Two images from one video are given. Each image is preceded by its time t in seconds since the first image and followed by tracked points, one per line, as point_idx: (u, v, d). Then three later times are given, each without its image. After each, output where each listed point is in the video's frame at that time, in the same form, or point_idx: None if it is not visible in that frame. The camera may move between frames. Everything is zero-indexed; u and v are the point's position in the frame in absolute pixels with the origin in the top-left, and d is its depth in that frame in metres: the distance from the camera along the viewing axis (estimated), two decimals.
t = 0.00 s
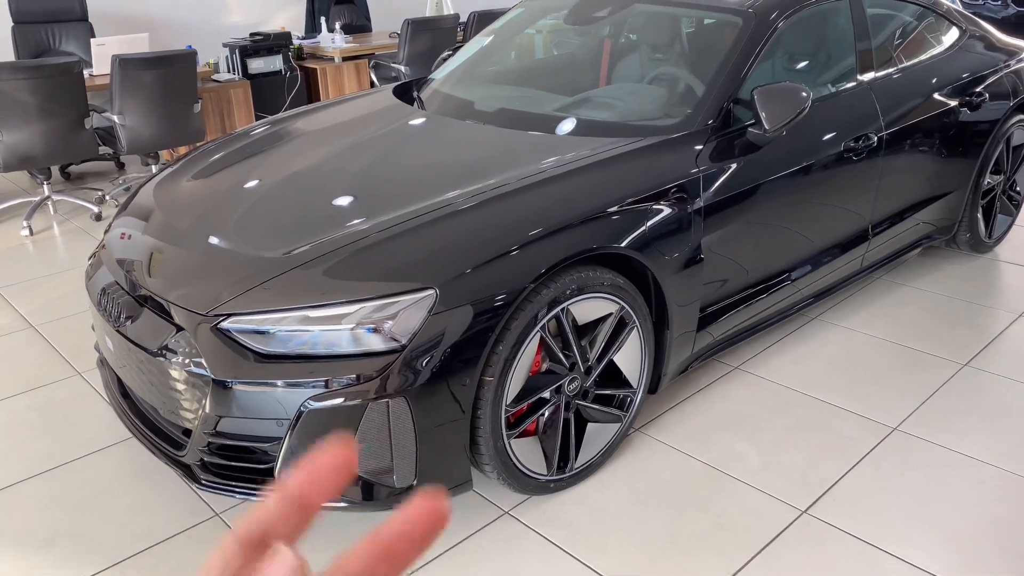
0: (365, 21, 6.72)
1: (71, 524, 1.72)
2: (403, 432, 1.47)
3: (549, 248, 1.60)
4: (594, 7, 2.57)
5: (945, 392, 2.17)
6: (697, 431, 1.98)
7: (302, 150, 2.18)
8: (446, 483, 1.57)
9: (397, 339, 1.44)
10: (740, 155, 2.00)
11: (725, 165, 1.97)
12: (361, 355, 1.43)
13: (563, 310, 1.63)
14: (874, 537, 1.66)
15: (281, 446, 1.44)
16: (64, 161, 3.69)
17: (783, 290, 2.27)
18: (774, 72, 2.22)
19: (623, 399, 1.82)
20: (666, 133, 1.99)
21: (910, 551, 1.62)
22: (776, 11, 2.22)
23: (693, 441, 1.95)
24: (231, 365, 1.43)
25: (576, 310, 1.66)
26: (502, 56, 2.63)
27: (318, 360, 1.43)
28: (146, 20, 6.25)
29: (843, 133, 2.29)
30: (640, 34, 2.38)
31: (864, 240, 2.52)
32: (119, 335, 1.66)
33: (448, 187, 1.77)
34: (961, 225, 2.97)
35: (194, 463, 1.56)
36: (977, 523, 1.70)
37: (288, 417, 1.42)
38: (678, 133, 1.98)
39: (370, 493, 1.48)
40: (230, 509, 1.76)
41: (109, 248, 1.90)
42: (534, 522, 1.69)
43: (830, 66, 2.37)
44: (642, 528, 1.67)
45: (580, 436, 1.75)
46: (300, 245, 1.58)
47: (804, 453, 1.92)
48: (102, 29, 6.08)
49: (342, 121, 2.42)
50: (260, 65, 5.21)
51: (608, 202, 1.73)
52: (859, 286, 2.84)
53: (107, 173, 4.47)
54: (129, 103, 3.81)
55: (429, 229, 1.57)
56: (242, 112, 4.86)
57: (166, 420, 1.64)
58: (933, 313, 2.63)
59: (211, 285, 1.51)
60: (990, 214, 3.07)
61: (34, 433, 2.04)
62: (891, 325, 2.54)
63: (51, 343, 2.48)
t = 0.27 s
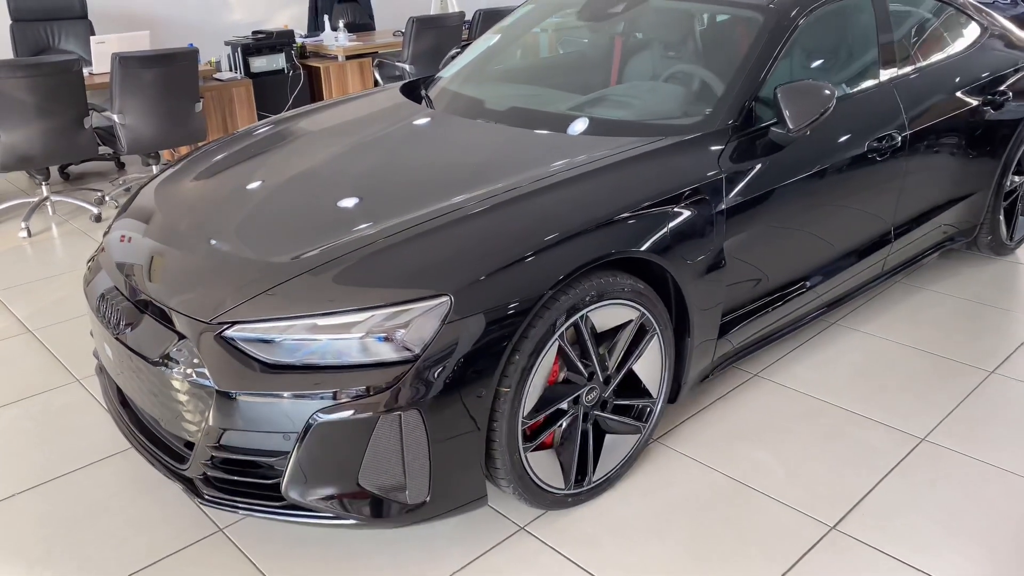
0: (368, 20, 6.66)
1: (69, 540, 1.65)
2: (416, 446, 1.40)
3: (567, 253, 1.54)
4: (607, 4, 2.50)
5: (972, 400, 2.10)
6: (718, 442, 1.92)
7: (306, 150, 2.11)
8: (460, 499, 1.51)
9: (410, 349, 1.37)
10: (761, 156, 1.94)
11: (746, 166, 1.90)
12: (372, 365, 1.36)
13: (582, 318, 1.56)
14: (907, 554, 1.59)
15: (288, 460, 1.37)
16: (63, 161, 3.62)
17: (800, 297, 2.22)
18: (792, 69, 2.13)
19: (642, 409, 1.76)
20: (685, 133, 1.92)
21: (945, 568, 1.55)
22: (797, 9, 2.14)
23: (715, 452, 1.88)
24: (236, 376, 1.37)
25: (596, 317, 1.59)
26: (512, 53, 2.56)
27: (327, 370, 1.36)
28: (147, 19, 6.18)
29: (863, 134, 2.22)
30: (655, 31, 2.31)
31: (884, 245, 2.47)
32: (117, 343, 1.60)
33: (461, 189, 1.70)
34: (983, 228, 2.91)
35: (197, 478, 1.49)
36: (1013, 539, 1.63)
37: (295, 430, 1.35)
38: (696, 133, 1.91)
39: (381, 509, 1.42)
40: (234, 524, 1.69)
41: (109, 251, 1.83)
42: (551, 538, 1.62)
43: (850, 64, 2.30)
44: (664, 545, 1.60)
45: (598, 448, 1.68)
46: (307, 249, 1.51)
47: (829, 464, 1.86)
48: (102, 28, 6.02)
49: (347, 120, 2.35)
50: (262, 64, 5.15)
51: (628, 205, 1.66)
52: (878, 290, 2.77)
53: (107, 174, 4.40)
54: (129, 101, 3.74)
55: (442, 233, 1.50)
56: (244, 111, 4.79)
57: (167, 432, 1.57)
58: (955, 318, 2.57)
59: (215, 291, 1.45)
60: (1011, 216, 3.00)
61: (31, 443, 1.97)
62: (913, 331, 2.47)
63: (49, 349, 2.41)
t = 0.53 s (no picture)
0: (371, 19, 6.61)
1: (69, 553, 1.61)
2: (429, 459, 1.35)
3: (584, 259, 1.49)
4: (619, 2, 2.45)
5: (995, 408, 2.06)
6: (736, 452, 1.86)
7: (311, 152, 2.06)
8: (474, 513, 1.46)
9: (422, 359, 1.32)
10: (780, 158, 1.89)
11: (764, 169, 1.85)
12: (384, 376, 1.31)
13: (599, 325, 1.51)
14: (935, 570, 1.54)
15: (296, 474, 1.32)
16: (64, 162, 3.58)
17: (815, 304, 2.18)
18: (809, 69, 2.07)
19: (659, 419, 1.71)
20: (702, 135, 1.87)
21: None
22: (814, 8, 2.08)
23: (733, 462, 1.84)
24: (243, 387, 1.32)
25: (613, 325, 1.54)
26: (522, 52, 2.51)
27: (336, 381, 1.31)
28: (148, 18, 6.13)
29: (881, 136, 2.18)
30: (669, 30, 2.26)
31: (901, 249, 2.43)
32: (119, 351, 1.55)
33: (473, 191, 1.65)
34: (1000, 230, 2.87)
35: (201, 491, 1.44)
36: None
37: (304, 444, 1.30)
38: (712, 134, 1.86)
39: (392, 525, 1.37)
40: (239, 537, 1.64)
41: (110, 255, 1.78)
42: (567, 553, 1.57)
43: (867, 63, 2.25)
44: (684, 561, 1.55)
45: (615, 459, 1.64)
46: (316, 254, 1.46)
47: (851, 475, 1.81)
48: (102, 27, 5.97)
49: (353, 121, 2.30)
50: (265, 64, 5.10)
51: (645, 209, 1.61)
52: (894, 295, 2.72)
53: (108, 175, 4.36)
54: (130, 102, 3.69)
55: (455, 238, 1.45)
56: (246, 112, 4.74)
57: (170, 443, 1.52)
58: (973, 323, 2.52)
59: (219, 298, 1.40)
60: None
61: (30, 452, 1.92)
62: (931, 336, 2.42)
63: (49, 355, 2.37)
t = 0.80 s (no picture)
0: (373, 19, 6.58)
1: (68, 563, 1.58)
2: (435, 469, 1.33)
3: (592, 264, 1.46)
4: (625, 2, 2.42)
5: (1007, 414, 2.03)
6: (745, 459, 1.84)
7: (313, 154, 2.03)
8: (480, 523, 1.43)
9: (428, 366, 1.29)
10: (790, 161, 1.86)
11: (774, 172, 1.82)
12: (389, 384, 1.29)
13: (608, 332, 1.49)
14: None
15: (299, 484, 1.30)
16: (64, 164, 3.55)
17: (823, 308, 2.16)
18: (817, 70, 2.04)
19: (668, 427, 1.68)
20: (710, 137, 1.85)
21: None
22: (824, 8, 2.05)
23: (743, 470, 1.81)
24: (245, 395, 1.29)
25: (622, 331, 1.52)
26: (527, 52, 2.48)
27: (340, 389, 1.28)
28: (149, 18, 6.11)
29: (890, 138, 2.15)
30: (676, 30, 2.23)
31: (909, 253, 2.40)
32: (119, 357, 1.52)
33: (480, 194, 1.62)
34: (1011, 232, 2.85)
35: (203, 500, 1.42)
36: None
37: (307, 453, 1.28)
38: (720, 137, 1.84)
39: (397, 536, 1.35)
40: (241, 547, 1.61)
41: (111, 258, 1.75)
42: (574, 563, 1.54)
43: (876, 64, 2.22)
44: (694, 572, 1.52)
45: (623, 468, 1.61)
46: (321, 259, 1.43)
47: (862, 482, 1.78)
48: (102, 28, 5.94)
49: (356, 123, 2.27)
50: (266, 65, 5.07)
51: (654, 213, 1.58)
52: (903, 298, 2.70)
53: (109, 176, 4.34)
54: (131, 103, 3.66)
55: (461, 244, 1.42)
56: (248, 113, 4.71)
57: (171, 451, 1.49)
58: (984, 326, 2.49)
59: (221, 304, 1.37)
60: None
61: (29, 459, 1.90)
62: (942, 340, 2.39)
63: (49, 359, 2.34)
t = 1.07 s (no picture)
0: (375, 18, 6.56)
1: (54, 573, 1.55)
2: (425, 480, 1.29)
3: (588, 270, 1.43)
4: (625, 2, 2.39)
5: (1013, 421, 1.99)
6: (744, 468, 1.80)
7: (306, 155, 2.00)
8: (471, 535, 1.40)
9: (417, 375, 1.26)
10: (792, 163, 1.82)
11: (775, 175, 1.78)
12: (377, 394, 1.25)
13: (602, 339, 1.45)
14: None
15: (285, 496, 1.26)
16: (61, 164, 3.54)
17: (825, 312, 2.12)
18: (819, 70, 2.00)
19: (666, 435, 1.65)
20: (711, 139, 1.81)
21: None
22: (827, 7, 2.01)
23: (744, 480, 1.76)
24: (231, 404, 1.26)
25: (617, 338, 1.48)
26: (526, 52, 2.45)
27: (327, 399, 1.25)
28: (150, 17, 6.09)
29: (895, 139, 2.11)
30: (677, 29, 2.20)
31: (914, 256, 2.36)
32: (105, 364, 1.49)
33: (473, 198, 1.59)
34: (1018, 234, 2.81)
35: (189, 510, 1.39)
36: None
37: (293, 464, 1.24)
38: (721, 139, 1.80)
39: (387, 549, 1.32)
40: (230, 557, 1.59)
41: (101, 260, 1.73)
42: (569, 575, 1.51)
43: (880, 63, 2.18)
44: None
45: (619, 477, 1.58)
46: (313, 262, 1.40)
47: (864, 492, 1.74)
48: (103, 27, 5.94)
49: (352, 123, 2.24)
50: (266, 64, 5.05)
51: (652, 217, 1.55)
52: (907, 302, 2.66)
53: (108, 176, 4.32)
54: (129, 103, 3.64)
55: (453, 249, 1.39)
56: (246, 113, 4.70)
57: (157, 459, 1.46)
58: (989, 331, 2.45)
59: (207, 310, 1.34)
60: None
61: (19, 464, 1.88)
62: (946, 346, 2.36)
63: (42, 362, 2.32)
